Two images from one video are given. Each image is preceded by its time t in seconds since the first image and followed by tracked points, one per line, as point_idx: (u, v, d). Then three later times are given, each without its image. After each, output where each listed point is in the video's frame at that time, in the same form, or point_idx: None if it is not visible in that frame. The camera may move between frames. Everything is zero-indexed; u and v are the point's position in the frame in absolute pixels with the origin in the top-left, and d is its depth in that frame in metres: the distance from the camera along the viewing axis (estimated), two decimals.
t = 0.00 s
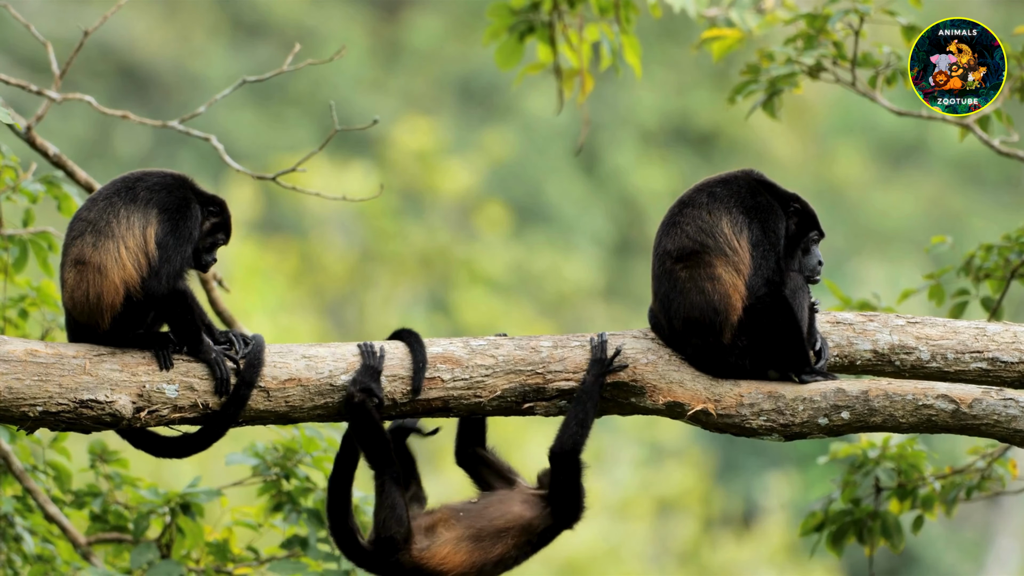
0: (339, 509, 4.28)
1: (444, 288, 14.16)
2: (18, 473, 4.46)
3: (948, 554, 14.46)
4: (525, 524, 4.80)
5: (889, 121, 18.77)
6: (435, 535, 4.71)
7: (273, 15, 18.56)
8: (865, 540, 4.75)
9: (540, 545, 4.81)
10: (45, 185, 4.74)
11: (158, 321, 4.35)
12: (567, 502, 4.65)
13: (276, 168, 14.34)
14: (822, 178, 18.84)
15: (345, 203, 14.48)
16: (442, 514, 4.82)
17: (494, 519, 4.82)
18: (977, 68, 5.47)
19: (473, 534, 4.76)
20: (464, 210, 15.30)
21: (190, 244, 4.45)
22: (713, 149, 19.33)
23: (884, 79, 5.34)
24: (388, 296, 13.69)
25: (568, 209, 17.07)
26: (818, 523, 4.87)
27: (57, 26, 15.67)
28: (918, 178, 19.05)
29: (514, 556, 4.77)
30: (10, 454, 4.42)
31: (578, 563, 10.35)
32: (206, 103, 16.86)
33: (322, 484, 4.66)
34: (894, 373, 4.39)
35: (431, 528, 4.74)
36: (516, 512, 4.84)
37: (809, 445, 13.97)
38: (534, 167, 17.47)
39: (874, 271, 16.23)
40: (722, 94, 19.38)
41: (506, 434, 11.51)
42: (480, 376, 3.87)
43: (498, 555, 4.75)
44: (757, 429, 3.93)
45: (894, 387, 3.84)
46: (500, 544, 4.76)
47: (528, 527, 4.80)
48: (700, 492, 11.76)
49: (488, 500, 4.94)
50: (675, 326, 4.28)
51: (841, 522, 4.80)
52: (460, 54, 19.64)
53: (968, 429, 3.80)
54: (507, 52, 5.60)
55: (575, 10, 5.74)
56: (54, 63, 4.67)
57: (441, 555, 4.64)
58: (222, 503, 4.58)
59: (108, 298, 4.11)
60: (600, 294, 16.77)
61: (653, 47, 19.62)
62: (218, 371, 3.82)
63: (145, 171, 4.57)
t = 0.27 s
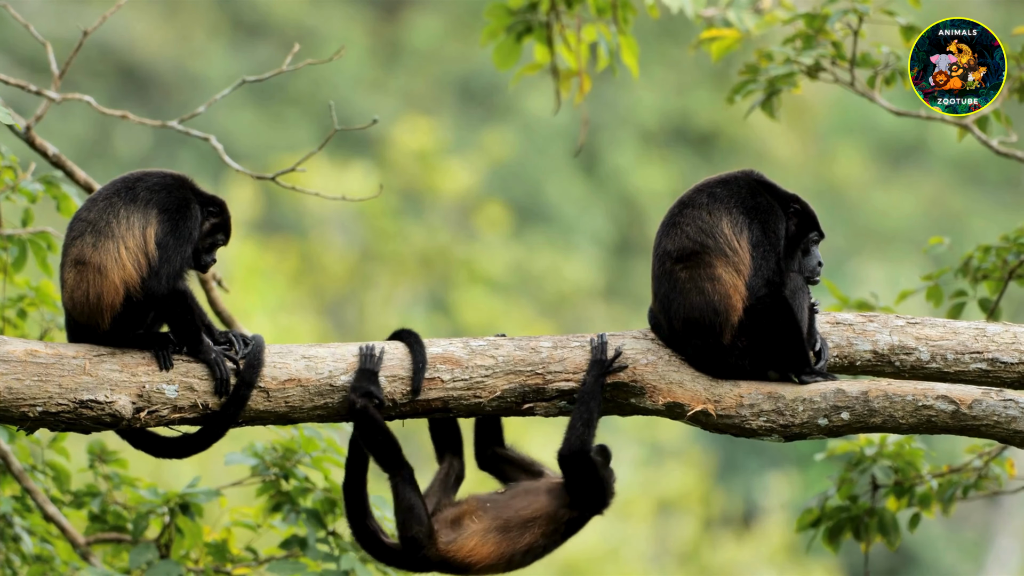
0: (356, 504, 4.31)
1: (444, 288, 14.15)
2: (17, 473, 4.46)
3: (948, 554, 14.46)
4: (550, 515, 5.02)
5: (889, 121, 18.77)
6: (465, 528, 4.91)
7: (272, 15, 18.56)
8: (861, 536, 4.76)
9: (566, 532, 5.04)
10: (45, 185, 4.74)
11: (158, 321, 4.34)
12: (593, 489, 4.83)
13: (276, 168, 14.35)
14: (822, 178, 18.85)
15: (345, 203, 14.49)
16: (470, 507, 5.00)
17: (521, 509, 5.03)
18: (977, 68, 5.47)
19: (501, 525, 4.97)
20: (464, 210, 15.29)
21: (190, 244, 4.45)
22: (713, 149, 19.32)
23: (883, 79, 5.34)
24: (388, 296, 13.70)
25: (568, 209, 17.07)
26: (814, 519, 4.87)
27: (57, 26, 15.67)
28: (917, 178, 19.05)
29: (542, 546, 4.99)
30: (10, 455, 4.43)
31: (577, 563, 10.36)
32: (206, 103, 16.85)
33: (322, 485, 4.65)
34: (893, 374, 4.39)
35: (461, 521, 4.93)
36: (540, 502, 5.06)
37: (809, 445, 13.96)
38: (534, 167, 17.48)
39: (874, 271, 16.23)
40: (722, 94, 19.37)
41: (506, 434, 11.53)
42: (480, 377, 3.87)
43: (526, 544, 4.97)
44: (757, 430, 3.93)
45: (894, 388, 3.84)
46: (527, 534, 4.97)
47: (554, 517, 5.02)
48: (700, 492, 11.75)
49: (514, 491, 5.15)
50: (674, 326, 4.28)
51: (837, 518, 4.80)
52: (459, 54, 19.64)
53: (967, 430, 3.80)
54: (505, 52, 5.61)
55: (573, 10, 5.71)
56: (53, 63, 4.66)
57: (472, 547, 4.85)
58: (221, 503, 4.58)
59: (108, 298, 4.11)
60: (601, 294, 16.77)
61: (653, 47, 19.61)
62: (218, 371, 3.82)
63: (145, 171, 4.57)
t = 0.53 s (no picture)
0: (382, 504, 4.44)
1: (444, 288, 14.14)
2: (17, 474, 4.46)
3: (948, 554, 14.45)
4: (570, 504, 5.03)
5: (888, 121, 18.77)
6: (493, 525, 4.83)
7: (272, 15, 18.57)
8: (855, 536, 4.78)
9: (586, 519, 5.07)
10: (44, 185, 4.74)
11: (158, 322, 4.34)
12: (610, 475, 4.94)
13: (276, 168, 14.35)
14: (822, 178, 18.85)
15: (345, 202, 14.48)
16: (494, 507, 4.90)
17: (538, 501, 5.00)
18: (977, 68, 5.47)
19: (526, 520, 4.90)
20: (464, 210, 15.29)
21: (190, 245, 4.45)
22: (713, 149, 19.32)
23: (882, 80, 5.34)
24: (388, 296, 13.70)
25: (568, 209, 17.07)
26: (809, 519, 4.87)
27: (56, 26, 15.67)
28: (917, 177, 19.06)
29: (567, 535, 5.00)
30: (9, 456, 4.43)
31: (578, 564, 10.33)
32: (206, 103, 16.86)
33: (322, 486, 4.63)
34: (893, 375, 4.38)
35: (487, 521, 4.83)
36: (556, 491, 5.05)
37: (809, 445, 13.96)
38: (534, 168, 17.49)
39: (874, 271, 16.23)
40: (721, 94, 19.37)
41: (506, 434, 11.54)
42: (480, 377, 3.88)
43: (553, 533, 4.94)
44: (757, 431, 3.93)
45: (894, 389, 3.83)
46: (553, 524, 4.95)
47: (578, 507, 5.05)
48: (700, 493, 11.74)
49: (536, 484, 5.11)
50: (674, 327, 4.29)
51: (832, 518, 4.81)
52: (459, 54, 19.64)
53: (967, 431, 3.80)
54: (504, 52, 5.63)
55: (572, 10, 5.68)
56: (53, 64, 4.66)
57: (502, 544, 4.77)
58: (219, 504, 4.59)
59: (108, 299, 4.11)
60: (601, 294, 16.76)
61: (653, 47, 19.61)
62: (218, 372, 3.82)
63: (145, 172, 4.57)
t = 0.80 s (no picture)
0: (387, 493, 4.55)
1: (444, 288, 14.14)
2: (14, 474, 4.47)
3: (948, 554, 14.45)
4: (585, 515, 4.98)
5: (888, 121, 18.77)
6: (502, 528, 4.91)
7: (272, 15, 18.57)
8: (857, 539, 4.77)
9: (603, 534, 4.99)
10: (43, 186, 4.74)
11: (158, 322, 4.34)
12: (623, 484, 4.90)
13: (276, 168, 14.34)
14: (822, 178, 18.85)
15: (345, 202, 14.47)
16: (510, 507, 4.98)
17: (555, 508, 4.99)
18: (976, 68, 5.46)
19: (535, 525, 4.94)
20: (464, 210, 15.29)
21: (191, 245, 4.45)
22: (713, 149, 19.31)
23: (881, 80, 5.33)
24: (388, 296, 13.70)
25: (568, 209, 17.07)
26: (811, 524, 4.89)
27: (56, 26, 15.67)
28: (918, 178, 19.06)
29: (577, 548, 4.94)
30: (7, 456, 4.43)
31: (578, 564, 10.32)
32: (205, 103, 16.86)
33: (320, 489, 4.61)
34: (893, 375, 4.38)
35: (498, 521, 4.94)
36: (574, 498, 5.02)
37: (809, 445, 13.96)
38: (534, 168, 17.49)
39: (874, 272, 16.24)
40: (721, 94, 19.36)
41: (506, 434, 11.56)
42: (480, 378, 3.87)
43: (558, 540, 4.92)
44: (757, 431, 3.93)
45: (894, 389, 3.83)
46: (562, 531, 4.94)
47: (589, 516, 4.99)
48: (700, 493, 11.74)
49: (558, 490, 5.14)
50: (675, 328, 4.29)
51: (833, 522, 4.82)
52: (459, 54, 19.63)
53: (968, 431, 3.79)
54: (503, 51, 5.62)
55: (571, 8, 5.69)
56: (53, 63, 4.66)
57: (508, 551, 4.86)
58: (217, 505, 4.59)
59: (108, 299, 4.11)
60: (601, 294, 16.75)
61: (653, 47, 19.60)
62: (218, 372, 3.82)
63: (145, 172, 4.57)
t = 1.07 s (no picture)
0: (391, 479, 4.57)
1: (444, 288, 14.13)
2: (13, 476, 4.46)
3: (948, 554, 14.45)
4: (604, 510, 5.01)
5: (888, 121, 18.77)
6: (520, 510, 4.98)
7: (272, 15, 18.58)
8: (858, 539, 4.78)
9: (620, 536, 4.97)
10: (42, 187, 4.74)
11: (158, 322, 4.33)
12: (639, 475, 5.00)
13: (276, 168, 14.34)
14: (822, 178, 18.86)
15: (345, 202, 14.47)
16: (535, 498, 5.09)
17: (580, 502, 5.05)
18: (977, 68, 5.45)
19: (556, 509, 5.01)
20: (464, 210, 15.29)
21: (191, 245, 4.45)
22: (713, 149, 19.30)
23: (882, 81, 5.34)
24: (388, 296, 13.71)
25: (568, 209, 17.06)
26: (812, 522, 4.88)
27: (56, 26, 15.67)
28: (917, 178, 19.07)
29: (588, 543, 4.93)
30: (6, 457, 4.42)
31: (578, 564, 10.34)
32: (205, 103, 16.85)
33: (319, 491, 4.61)
34: (894, 376, 4.38)
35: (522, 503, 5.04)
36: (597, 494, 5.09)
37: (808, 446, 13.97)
38: (534, 168, 17.50)
39: (874, 272, 16.25)
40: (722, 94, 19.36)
41: (506, 433, 11.59)
42: (480, 378, 3.88)
43: (571, 525, 4.95)
44: (758, 431, 3.93)
45: (895, 389, 3.83)
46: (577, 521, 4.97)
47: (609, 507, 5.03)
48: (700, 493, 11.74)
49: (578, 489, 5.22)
50: (675, 328, 4.29)
51: (834, 521, 4.83)
52: (459, 54, 19.64)
53: (968, 432, 3.79)
54: (504, 50, 5.61)
55: (572, 7, 5.71)
56: (53, 64, 4.65)
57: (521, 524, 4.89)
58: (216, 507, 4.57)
59: (109, 299, 4.11)
60: (601, 294, 16.75)
61: (653, 47, 19.61)
62: (218, 372, 3.82)
63: (146, 172, 4.57)
